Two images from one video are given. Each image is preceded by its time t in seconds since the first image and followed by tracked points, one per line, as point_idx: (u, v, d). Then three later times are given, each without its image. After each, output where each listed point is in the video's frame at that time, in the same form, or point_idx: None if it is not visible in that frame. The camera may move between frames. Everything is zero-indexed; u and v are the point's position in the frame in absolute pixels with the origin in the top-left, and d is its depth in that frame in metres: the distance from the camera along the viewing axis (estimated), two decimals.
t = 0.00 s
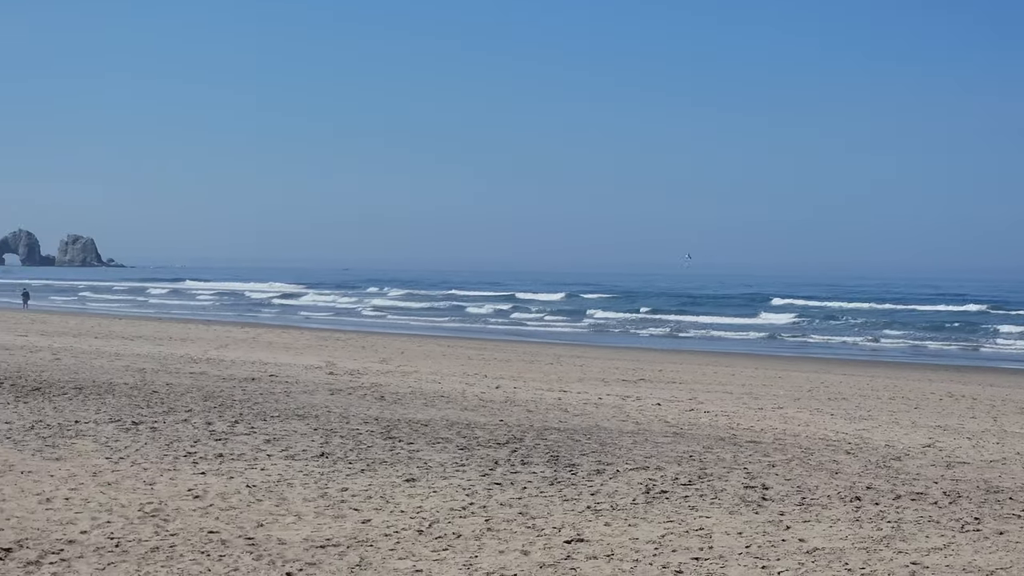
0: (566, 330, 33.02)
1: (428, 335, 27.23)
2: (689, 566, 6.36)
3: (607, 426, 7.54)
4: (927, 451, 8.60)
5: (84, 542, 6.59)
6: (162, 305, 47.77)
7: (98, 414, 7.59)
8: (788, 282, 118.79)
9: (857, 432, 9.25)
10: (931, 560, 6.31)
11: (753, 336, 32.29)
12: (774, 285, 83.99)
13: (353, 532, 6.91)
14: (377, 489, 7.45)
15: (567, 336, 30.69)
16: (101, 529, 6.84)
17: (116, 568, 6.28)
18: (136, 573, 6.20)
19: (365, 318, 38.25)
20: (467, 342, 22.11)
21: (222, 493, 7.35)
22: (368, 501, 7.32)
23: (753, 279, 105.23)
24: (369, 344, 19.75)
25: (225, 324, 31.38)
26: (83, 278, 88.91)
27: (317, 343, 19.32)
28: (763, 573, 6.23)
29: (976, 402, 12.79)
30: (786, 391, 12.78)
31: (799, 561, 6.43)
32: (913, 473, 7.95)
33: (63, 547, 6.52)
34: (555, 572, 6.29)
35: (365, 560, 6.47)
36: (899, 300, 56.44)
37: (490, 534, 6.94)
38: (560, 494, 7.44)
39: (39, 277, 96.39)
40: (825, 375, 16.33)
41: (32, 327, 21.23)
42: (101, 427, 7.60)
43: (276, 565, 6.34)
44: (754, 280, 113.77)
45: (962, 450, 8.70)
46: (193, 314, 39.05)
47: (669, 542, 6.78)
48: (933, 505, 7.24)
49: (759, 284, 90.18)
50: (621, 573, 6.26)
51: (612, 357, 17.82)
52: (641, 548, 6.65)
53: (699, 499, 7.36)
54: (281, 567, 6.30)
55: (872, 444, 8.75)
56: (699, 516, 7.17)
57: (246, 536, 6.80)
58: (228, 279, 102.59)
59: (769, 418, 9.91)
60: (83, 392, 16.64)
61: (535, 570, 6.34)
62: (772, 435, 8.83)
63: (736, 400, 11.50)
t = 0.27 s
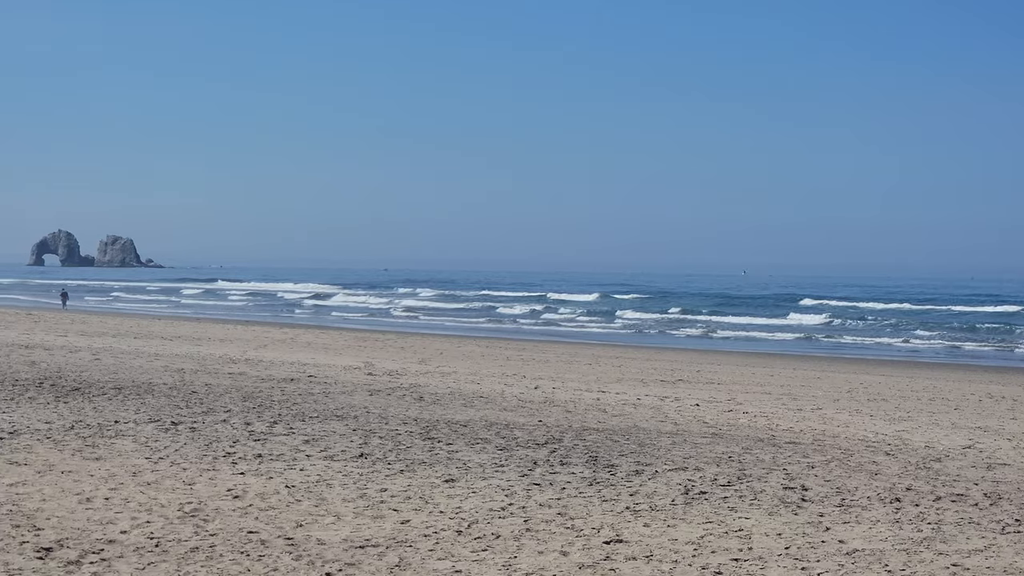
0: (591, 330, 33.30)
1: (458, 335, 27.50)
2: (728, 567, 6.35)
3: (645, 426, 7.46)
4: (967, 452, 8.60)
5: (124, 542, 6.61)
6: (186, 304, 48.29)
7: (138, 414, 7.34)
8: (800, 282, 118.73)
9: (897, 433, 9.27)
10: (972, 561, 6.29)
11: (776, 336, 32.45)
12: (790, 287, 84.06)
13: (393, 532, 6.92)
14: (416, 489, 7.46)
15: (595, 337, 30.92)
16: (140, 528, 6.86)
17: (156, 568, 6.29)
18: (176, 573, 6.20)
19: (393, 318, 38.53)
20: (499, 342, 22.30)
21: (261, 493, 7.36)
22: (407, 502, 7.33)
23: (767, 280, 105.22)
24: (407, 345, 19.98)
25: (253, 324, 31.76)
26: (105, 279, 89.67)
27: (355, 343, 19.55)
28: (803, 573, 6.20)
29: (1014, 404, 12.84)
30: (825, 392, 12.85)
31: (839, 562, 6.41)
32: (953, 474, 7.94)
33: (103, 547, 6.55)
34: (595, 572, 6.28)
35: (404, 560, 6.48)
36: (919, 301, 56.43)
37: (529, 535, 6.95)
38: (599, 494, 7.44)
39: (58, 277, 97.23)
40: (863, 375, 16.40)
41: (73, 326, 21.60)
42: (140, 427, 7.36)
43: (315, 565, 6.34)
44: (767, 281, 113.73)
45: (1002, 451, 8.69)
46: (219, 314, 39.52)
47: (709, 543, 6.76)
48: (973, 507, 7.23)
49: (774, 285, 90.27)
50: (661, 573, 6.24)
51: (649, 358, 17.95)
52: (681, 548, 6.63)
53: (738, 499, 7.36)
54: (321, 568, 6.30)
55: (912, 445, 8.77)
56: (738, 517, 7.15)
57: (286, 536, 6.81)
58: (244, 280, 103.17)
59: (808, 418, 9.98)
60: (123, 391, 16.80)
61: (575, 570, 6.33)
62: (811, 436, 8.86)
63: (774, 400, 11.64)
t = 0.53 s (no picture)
0: (615, 331, 33.39)
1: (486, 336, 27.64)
2: (766, 568, 6.31)
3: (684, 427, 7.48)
4: (1006, 454, 8.58)
5: (162, 542, 6.61)
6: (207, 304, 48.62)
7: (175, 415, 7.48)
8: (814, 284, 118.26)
9: (935, 435, 9.27)
10: (1012, 564, 6.26)
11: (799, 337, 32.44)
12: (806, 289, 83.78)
13: (430, 533, 6.90)
14: (453, 491, 7.45)
15: (622, 336, 31.10)
16: (178, 529, 6.87)
17: (194, 567, 6.28)
18: (214, 573, 6.18)
19: (420, 318, 38.95)
20: (529, 342, 22.40)
21: (298, 494, 7.35)
22: (445, 503, 7.32)
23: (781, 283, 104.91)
24: (443, 345, 20.08)
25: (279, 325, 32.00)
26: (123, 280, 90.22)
27: (390, 343, 19.67)
28: None
29: None
30: (863, 394, 12.89)
31: (878, 564, 6.36)
32: (992, 476, 7.92)
33: (141, 546, 6.56)
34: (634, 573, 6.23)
35: (442, 561, 6.45)
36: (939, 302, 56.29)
37: (567, 535, 6.91)
38: (636, 496, 7.42)
39: (75, 278, 97.75)
40: (900, 377, 16.42)
41: (109, 326, 21.87)
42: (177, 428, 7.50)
43: (353, 565, 6.32)
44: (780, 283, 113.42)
45: None
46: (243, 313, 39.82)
47: (747, 544, 6.72)
48: (1012, 509, 7.19)
49: (789, 287, 90.08)
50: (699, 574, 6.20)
51: (685, 359, 18.02)
52: (719, 550, 6.60)
53: (776, 501, 7.34)
54: (359, 568, 6.27)
55: (950, 447, 8.77)
56: (776, 518, 7.12)
57: (323, 537, 6.80)
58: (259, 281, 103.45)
59: (845, 419, 10.03)
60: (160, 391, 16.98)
61: (613, 570, 6.29)
62: (849, 437, 8.87)
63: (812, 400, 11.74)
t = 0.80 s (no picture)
0: (636, 334, 33.51)
1: (512, 338, 27.79)
2: (801, 571, 6.26)
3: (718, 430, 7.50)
4: None
5: (195, 545, 6.61)
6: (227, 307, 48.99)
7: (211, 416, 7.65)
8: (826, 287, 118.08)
9: (968, 439, 9.27)
10: None
11: (821, 339, 32.41)
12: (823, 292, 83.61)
13: (463, 535, 6.90)
14: (486, 493, 7.45)
15: (647, 339, 31.25)
16: (211, 531, 6.87)
17: (227, 570, 6.26)
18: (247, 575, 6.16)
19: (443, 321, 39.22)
20: (557, 344, 22.49)
21: (331, 496, 7.35)
22: (477, 505, 7.31)
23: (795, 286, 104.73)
24: (476, 346, 20.17)
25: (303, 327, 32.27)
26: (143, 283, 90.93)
27: (422, 345, 19.80)
28: None
29: None
30: (896, 397, 12.97)
31: (913, 567, 6.30)
32: None
33: (174, 549, 6.56)
34: None
35: (474, 564, 6.44)
36: (957, 304, 56.16)
37: (599, 538, 6.89)
38: (668, 499, 7.41)
39: (94, 282, 98.31)
40: (935, 380, 16.40)
41: (145, 328, 22.19)
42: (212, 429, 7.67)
43: (386, 568, 6.30)
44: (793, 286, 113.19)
45: None
46: (265, 315, 40.16)
47: (780, 548, 6.68)
48: None
49: (805, 290, 89.90)
50: None
51: (718, 361, 18.09)
52: (752, 553, 6.57)
53: (809, 504, 7.32)
54: (394, 570, 6.26)
55: (983, 450, 8.76)
56: (809, 522, 7.09)
57: (356, 540, 6.80)
58: (275, 284, 103.94)
59: (877, 422, 10.08)
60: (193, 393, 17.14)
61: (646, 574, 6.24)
62: (881, 440, 8.88)
63: (842, 402, 11.90)
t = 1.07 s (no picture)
0: (663, 338, 33.50)
1: (542, 343, 27.83)
2: None
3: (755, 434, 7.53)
4: None
5: (231, 549, 6.61)
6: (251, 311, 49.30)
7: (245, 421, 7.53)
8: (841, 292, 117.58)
9: (1007, 444, 9.26)
10: None
11: (848, 344, 32.27)
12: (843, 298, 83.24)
13: (500, 540, 6.89)
14: (523, 498, 7.43)
15: (669, 343, 31.45)
16: (247, 535, 6.87)
17: (264, 574, 6.25)
18: None
19: (465, 325, 39.63)
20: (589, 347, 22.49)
21: (368, 501, 7.35)
22: (513, 510, 7.31)
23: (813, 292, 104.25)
24: (514, 350, 20.15)
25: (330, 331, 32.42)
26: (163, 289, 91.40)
27: (457, 349, 20.03)
28: None
29: None
30: (934, 402, 12.99)
31: (951, 572, 6.25)
32: None
33: (211, 553, 6.56)
34: None
35: (511, 568, 6.42)
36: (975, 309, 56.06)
37: (635, 543, 6.86)
38: (705, 503, 7.40)
39: (111, 286, 99.34)
40: (972, 385, 16.40)
41: (183, 332, 22.49)
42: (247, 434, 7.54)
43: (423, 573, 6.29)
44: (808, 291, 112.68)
45: None
46: (291, 320, 40.41)
47: (817, 553, 6.65)
48: None
49: (824, 296, 89.43)
50: None
51: (751, 367, 18.22)
52: (789, 558, 6.53)
53: (847, 509, 7.30)
54: None
55: (1022, 456, 8.75)
56: (846, 527, 7.07)
57: (392, 544, 6.79)
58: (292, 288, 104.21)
59: (915, 427, 10.09)
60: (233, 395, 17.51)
61: None
62: (919, 446, 8.88)
63: (878, 406, 11.98)
